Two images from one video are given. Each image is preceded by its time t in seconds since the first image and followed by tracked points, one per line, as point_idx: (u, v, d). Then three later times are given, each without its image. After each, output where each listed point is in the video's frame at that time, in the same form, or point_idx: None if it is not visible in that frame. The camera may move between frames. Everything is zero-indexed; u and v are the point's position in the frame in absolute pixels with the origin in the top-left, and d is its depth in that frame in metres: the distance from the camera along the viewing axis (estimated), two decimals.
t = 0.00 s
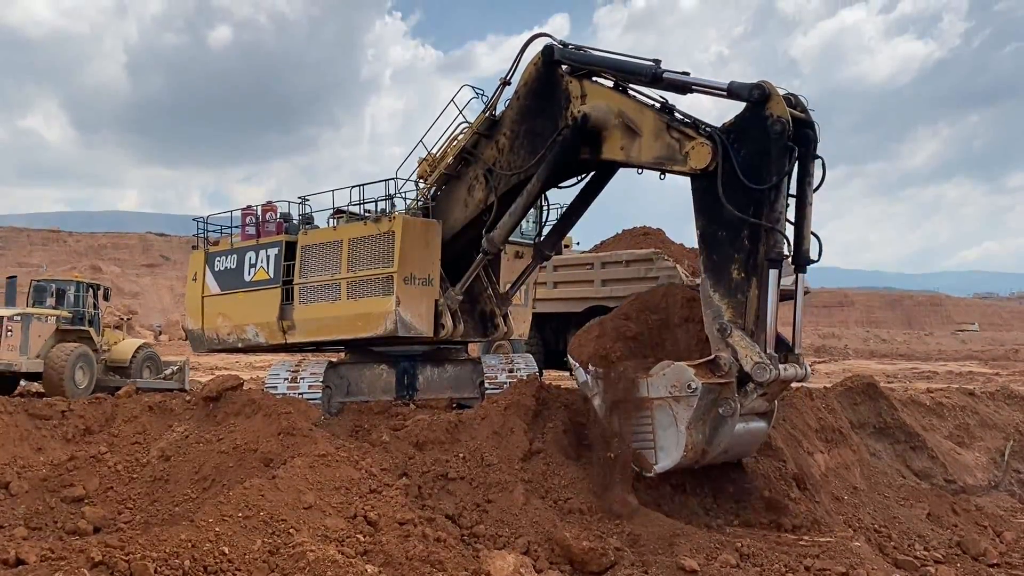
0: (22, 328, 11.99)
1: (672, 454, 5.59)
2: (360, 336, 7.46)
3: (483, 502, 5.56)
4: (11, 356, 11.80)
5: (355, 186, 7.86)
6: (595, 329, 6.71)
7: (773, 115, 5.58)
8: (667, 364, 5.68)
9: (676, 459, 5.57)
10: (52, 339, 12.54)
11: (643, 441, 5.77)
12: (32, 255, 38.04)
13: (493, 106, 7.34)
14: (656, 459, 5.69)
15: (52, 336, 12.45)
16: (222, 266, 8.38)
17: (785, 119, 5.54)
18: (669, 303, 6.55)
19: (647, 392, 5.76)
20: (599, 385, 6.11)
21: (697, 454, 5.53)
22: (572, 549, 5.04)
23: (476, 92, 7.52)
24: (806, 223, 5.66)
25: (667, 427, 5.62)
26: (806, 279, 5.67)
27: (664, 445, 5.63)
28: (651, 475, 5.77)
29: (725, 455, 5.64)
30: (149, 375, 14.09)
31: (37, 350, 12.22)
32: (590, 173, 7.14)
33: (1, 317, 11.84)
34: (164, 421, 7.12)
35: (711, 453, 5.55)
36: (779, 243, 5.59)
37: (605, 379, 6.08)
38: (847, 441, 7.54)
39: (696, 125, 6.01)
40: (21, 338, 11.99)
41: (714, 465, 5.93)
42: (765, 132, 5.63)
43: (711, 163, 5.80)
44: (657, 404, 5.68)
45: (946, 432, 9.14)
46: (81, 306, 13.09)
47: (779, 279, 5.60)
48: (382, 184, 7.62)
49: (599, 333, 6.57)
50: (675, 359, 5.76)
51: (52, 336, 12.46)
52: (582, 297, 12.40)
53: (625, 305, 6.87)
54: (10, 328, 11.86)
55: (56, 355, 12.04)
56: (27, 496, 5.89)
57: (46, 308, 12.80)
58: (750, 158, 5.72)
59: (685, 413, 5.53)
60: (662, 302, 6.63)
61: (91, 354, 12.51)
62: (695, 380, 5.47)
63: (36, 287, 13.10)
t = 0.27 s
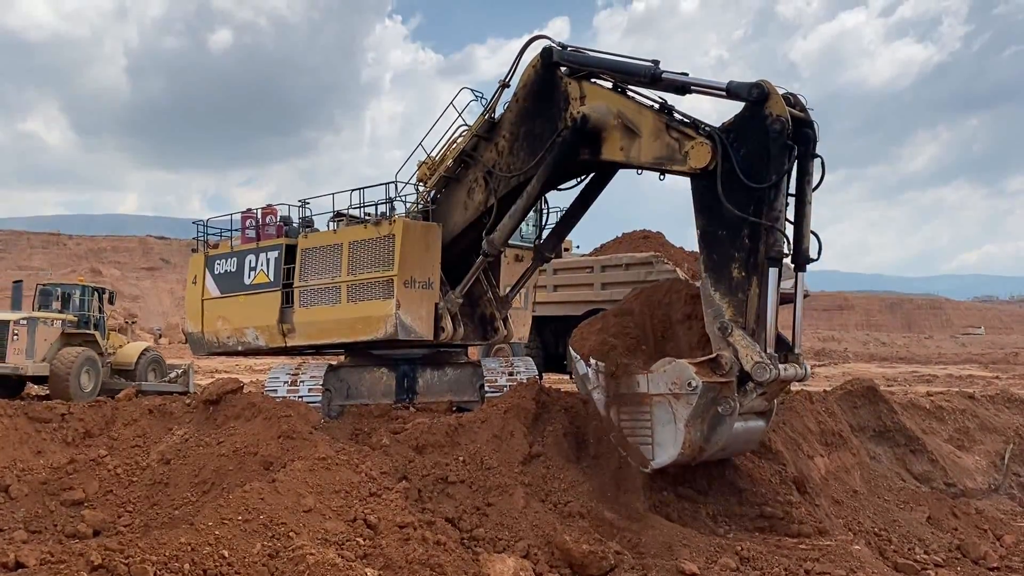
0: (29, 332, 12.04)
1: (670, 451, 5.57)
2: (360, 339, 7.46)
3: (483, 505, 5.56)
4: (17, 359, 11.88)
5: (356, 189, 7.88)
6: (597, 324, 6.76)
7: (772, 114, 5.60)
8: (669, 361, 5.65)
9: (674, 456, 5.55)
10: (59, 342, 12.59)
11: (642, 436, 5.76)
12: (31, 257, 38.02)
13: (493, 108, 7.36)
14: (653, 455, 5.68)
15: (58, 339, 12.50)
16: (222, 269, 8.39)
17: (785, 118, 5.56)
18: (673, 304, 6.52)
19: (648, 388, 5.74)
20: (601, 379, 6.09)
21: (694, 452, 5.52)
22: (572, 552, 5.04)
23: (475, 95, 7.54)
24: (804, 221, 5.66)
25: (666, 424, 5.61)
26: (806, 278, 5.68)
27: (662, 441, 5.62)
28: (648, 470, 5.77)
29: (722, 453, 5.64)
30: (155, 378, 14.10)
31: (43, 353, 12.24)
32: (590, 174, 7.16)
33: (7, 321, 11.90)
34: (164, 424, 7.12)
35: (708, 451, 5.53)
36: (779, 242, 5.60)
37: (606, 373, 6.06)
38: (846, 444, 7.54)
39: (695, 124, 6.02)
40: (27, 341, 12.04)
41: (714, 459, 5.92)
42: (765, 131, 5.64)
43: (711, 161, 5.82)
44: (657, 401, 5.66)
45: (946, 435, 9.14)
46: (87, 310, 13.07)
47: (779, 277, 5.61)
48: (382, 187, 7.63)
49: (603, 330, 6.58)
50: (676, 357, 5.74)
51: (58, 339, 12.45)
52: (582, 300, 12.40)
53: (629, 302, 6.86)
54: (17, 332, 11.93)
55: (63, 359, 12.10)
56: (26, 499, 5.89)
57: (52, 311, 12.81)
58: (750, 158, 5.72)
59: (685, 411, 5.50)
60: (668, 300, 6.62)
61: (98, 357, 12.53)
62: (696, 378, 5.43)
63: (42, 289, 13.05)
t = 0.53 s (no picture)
0: (35, 334, 12.23)
1: (672, 443, 5.65)
2: (360, 341, 7.46)
3: (483, 507, 5.55)
4: (24, 361, 12.12)
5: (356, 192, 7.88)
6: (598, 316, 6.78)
7: (770, 107, 5.69)
8: (671, 354, 5.71)
9: (676, 448, 5.63)
10: (66, 345, 12.75)
11: (644, 429, 5.84)
12: (31, 260, 38.06)
13: (490, 108, 7.38)
14: (656, 447, 5.75)
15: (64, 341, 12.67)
16: (221, 271, 8.39)
17: (782, 110, 5.67)
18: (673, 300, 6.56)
19: (649, 382, 5.82)
20: (603, 373, 6.18)
21: (697, 445, 5.57)
22: (572, 554, 5.03)
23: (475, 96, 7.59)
24: (804, 214, 5.79)
25: (668, 417, 5.69)
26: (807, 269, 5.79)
27: (665, 433, 5.70)
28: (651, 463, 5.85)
29: (724, 446, 5.70)
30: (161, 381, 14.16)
31: (50, 355, 12.44)
32: (588, 174, 7.17)
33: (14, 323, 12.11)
34: (164, 426, 7.11)
35: (711, 445, 5.58)
36: (778, 233, 5.69)
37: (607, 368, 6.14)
38: (846, 446, 7.53)
39: (694, 119, 6.05)
40: (34, 343, 12.24)
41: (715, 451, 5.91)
42: (764, 123, 5.73)
43: (710, 155, 5.85)
44: (659, 394, 5.73)
45: (946, 437, 9.13)
46: (92, 312, 13.18)
47: (780, 269, 5.71)
48: (382, 189, 7.64)
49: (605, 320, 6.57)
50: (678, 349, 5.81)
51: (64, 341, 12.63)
52: (582, 303, 12.40)
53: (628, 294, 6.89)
54: (23, 333, 12.12)
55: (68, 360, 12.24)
56: (26, 501, 5.88)
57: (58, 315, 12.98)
58: (749, 150, 5.80)
59: (687, 404, 5.58)
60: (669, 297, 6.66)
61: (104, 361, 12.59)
62: (698, 370, 5.51)
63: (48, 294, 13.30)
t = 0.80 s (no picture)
0: (43, 335, 12.39)
1: (680, 435, 5.61)
2: (360, 342, 7.46)
3: (483, 509, 5.55)
4: (33, 362, 12.26)
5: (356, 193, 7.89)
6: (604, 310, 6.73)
7: (767, 97, 5.78)
8: (676, 346, 5.70)
9: (684, 440, 5.58)
10: (72, 346, 12.88)
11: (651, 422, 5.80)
12: (32, 260, 38.09)
13: (488, 107, 7.41)
14: (664, 440, 5.71)
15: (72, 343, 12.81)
16: (221, 272, 8.39)
17: (780, 100, 5.75)
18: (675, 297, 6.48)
19: (655, 374, 5.79)
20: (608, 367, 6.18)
21: (705, 437, 5.52)
22: (572, 556, 5.03)
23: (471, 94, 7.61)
24: (805, 204, 5.87)
25: (676, 409, 5.65)
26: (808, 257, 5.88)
27: (673, 426, 5.66)
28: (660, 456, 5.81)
29: (733, 438, 5.63)
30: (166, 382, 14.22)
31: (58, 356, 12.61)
32: (587, 171, 7.23)
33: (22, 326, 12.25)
34: (164, 427, 7.11)
35: (718, 437, 5.53)
36: (779, 221, 5.77)
37: (611, 362, 6.11)
38: (846, 447, 7.53)
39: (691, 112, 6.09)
40: (42, 344, 12.40)
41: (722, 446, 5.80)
42: (762, 114, 5.81)
43: (709, 147, 5.93)
44: (665, 386, 5.71)
45: (946, 438, 9.14)
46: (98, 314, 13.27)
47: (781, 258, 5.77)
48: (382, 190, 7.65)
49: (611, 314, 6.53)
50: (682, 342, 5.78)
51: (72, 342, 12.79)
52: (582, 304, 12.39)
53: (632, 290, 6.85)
54: (31, 335, 12.29)
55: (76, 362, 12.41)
56: (26, 503, 5.88)
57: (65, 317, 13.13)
58: (748, 141, 5.87)
59: (694, 395, 5.54)
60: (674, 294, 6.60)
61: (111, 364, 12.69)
62: (704, 361, 5.49)
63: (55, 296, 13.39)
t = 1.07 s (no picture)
0: (48, 337, 12.81)
1: (681, 428, 5.54)
2: (360, 343, 7.46)
3: (483, 509, 5.55)
4: (40, 364, 12.71)
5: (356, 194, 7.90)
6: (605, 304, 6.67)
7: (766, 89, 5.78)
8: (677, 339, 5.65)
9: (686, 433, 5.52)
10: (77, 347, 13.31)
11: (652, 415, 5.73)
12: (32, 261, 38.15)
13: (487, 106, 7.50)
14: (665, 433, 5.64)
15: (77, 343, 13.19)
16: (221, 273, 8.39)
17: (779, 92, 5.74)
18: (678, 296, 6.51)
19: (656, 367, 5.72)
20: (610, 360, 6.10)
21: (706, 429, 5.48)
22: (572, 557, 5.03)
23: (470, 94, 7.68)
24: (803, 195, 5.92)
25: (676, 401, 5.59)
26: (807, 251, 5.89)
27: (674, 418, 5.59)
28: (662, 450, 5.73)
29: (734, 430, 5.64)
30: (169, 380, 14.36)
31: (64, 357, 13.03)
32: (586, 168, 7.24)
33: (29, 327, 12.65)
34: (164, 428, 7.11)
35: (719, 429, 5.51)
36: (779, 214, 5.76)
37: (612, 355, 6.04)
38: (846, 448, 7.53)
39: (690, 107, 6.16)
40: (48, 346, 12.82)
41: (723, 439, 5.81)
42: (760, 106, 5.82)
43: (708, 140, 5.97)
44: (666, 379, 5.65)
45: (946, 439, 9.15)
46: (101, 316, 13.65)
47: (781, 250, 5.75)
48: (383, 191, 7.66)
49: (612, 308, 6.49)
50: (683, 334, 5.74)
51: (77, 344, 13.19)
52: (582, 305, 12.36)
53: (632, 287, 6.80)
54: (36, 337, 12.69)
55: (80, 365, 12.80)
56: (25, 503, 5.88)
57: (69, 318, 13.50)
58: (747, 134, 5.88)
59: (695, 387, 5.49)
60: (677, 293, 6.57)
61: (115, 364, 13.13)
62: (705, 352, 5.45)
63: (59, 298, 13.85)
